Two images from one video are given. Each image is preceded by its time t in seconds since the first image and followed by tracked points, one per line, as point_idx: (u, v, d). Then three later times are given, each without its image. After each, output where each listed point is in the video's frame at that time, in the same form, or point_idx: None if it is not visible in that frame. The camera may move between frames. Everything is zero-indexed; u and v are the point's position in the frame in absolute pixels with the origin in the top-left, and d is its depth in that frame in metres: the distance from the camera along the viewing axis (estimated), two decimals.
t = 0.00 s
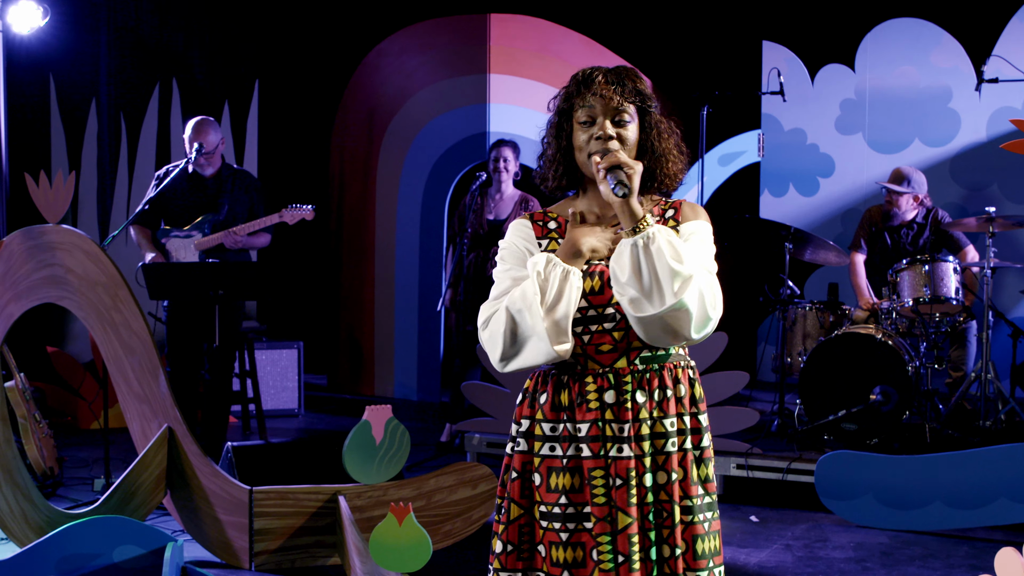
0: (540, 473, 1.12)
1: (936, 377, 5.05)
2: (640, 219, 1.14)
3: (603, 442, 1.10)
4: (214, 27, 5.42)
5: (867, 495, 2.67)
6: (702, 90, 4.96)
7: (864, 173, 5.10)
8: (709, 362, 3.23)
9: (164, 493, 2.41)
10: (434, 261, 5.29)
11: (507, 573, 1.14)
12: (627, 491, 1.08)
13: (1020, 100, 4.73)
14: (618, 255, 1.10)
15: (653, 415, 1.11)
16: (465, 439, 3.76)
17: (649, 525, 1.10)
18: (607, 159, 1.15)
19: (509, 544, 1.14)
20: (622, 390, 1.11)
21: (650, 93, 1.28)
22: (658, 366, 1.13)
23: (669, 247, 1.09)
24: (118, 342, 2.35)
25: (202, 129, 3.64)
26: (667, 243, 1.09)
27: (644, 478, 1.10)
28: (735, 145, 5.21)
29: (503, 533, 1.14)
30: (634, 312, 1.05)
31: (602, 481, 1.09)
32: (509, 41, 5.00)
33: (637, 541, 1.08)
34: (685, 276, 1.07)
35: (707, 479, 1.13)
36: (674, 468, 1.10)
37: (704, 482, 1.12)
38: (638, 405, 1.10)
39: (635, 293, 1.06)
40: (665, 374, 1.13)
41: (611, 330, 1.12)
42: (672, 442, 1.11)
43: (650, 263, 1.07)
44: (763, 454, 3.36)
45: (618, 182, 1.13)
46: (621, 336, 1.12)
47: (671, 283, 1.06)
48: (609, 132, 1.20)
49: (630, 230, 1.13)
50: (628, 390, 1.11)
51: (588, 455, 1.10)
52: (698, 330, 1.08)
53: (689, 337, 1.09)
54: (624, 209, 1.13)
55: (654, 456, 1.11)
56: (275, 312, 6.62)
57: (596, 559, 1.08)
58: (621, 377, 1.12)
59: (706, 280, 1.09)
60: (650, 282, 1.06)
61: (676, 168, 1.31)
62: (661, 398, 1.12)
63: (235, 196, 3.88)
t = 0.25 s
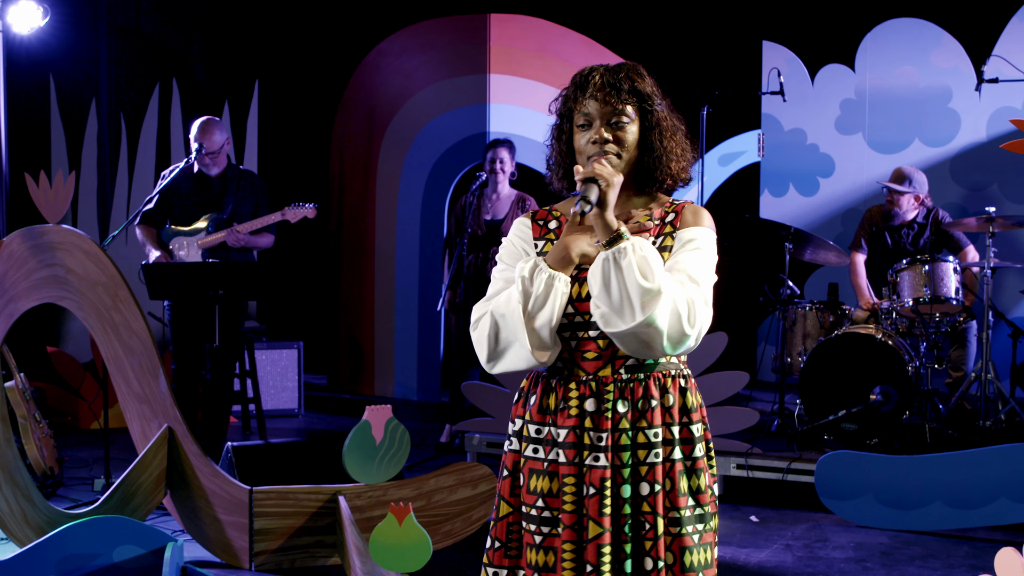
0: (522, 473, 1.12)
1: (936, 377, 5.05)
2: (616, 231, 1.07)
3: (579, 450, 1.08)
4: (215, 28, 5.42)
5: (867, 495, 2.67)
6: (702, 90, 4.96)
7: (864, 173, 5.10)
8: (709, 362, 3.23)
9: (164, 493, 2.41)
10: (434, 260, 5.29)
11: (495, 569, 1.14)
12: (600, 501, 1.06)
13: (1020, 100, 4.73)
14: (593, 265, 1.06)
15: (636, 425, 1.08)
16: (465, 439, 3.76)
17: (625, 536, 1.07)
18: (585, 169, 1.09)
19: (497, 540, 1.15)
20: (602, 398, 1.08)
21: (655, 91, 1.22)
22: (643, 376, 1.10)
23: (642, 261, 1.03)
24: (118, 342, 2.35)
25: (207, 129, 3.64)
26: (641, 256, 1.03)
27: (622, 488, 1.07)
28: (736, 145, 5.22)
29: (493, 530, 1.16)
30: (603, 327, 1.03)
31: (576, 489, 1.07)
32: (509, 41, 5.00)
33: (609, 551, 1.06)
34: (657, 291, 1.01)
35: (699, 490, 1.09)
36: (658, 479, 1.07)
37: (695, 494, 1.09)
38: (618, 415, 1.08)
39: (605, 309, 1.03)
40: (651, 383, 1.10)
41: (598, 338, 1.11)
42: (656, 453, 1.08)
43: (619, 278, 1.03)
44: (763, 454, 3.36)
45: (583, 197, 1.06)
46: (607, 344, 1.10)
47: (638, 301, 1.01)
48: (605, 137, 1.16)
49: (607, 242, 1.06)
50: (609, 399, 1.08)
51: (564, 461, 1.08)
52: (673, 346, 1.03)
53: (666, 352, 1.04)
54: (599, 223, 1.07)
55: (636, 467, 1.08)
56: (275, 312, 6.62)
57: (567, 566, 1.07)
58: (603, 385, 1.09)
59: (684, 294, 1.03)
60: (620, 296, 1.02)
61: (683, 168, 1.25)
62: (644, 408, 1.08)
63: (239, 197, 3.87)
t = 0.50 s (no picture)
0: (513, 472, 1.12)
1: (935, 377, 5.05)
2: (600, 237, 1.05)
3: (565, 454, 1.07)
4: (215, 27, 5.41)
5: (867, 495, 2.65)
6: (702, 90, 4.96)
7: (864, 173, 5.10)
8: (709, 363, 3.23)
9: (164, 493, 2.41)
10: (434, 260, 5.29)
11: (491, 564, 1.16)
12: (584, 507, 1.05)
13: (1020, 100, 4.73)
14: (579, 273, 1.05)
15: (625, 431, 1.07)
16: (464, 439, 3.75)
17: (611, 542, 1.05)
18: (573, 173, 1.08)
19: (493, 536, 1.16)
20: (591, 404, 1.08)
21: (655, 89, 1.20)
22: (634, 382, 1.08)
23: (624, 270, 1.01)
24: (118, 342, 2.35)
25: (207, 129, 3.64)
26: (624, 265, 1.02)
27: (609, 494, 1.06)
28: (736, 145, 5.22)
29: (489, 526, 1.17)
30: (586, 335, 1.02)
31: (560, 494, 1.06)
32: (509, 41, 4.99)
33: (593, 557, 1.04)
34: (638, 300, 0.99)
35: (693, 495, 1.08)
36: (647, 486, 1.06)
37: (688, 499, 1.07)
38: (606, 420, 1.07)
39: (587, 317, 1.02)
40: (642, 389, 1.08)
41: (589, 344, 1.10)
42: (646, 459, 1.06)
43: (600, 287, 1.01)
44: (763, 454, 3.37)
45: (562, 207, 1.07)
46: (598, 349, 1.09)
47: (618, 310, 0.99)
48: (600, 134, 1.16)
49: (591, 248, 1.05)
50: (598, 405, 1.07)
51: (550, 465, 1.08)
52: (657, 355, 1.01)
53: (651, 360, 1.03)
54: (583, 228, 1.06)
55: (625, 473, 1.06)
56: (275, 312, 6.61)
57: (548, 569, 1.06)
58: (593, 390, 1.08)
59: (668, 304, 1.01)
60: (601, 305, 1.01)
61: (682, 168, 1.22)
62: (634, 414, 1.07)
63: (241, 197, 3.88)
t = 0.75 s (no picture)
0: (510, 475, 1.12)
1: (935, 377, 5.05)
2: (598, 247, 1.04)
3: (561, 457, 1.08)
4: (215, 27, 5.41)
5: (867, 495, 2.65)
6: (702, 90, 4.96)
7: (864, 173, 5.10)
8: (709, 363, 3.23)
9: (164, 493, 2.41)
10: (434, 260, 5.30)
11: (491, 566, 1.16)
12: (581, 510, 1.05)
13: (1020, 100, 4.73)
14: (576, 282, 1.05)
15: (621, 434, 1.06)
16: (465, 439, 3.75)
17: (609, 546, 1.05)
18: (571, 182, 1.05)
19: (493, 538, 1.16)
20: (587, 407, 1.08)
21: (651, 91, 1.18)
22: (629, 386, 1.08)
23: (622, 281, 1.00)
24: (118, 342, 2.35)
25: (208, 129, 3.65)
26: (622, 276, 1.01)
27: (605, 497, 1.06)
28: (735, 145, 5.23)
29: (489, 528, 1.17)
30: (585, 345, 1.02)
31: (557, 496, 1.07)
32: (509, 41, 4.99)
33: (591, 559, 1.05)
34: (636, 312, 0.99)
35: (694, 497, 1.07)
36: (644, 489, 1.05)
37: (689, 501, 1.07)
38: (602, 424, 1.07)
39: (585, 327, 1.02)
40: (638, 393, 1.08)
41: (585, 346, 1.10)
42: (642, 462, 1.06)
43: (599, 298, 1.01)
44: (763, 454, 3.37)
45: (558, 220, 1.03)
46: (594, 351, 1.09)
47: (616, 323, 0.99)
48: (592, 135, 1.14)
49: (589, 258, 1.04)
50: (594, 408, 1.07)
51: (547, 468, 1.08)
52: (657, 365, 1.01)
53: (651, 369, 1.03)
54: (580, 239, 1.03)
55: (621, 476, 1.06)
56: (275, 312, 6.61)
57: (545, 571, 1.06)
58: (589, 394, 1.08)
59: (666, 313, 1.01)
60: (599, 316, 1.01)
61: (675, 171, 1.19)
62: (630, 417, 1.06)
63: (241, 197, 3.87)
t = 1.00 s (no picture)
0: (506, 472, 1.13)
1: (936, 377, 5.05)
2: (579, 251, 1.01)
3: (552, 453, 1.07)
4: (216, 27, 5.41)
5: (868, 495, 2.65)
6: (702, 90, 4.96)
7: (864, 173, 5.10)
8: (709, 363, 3.23)
9: (164, 493, 2.41)
10: (434, 261, 5.30)
11: (493, 563, 1.16)
12: (569, 506, 1.05)
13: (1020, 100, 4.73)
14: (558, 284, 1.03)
15: (609, 431, 1.05)
16: (465, 439, 3.75)
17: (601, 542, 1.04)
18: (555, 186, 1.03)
19: (495, 535, 1.17)
20: (575, 404, 1.07)
21: (644, 91, 1.16)
22: (618, 382, 1.07)
23: (603, 286, 0.98)
24: (118, 342, 2.35)
25: (211, 129, 3.68)
26: (603, 281, 0.98)
27: (594, 494, 1.05)
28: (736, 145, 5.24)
29: (493, 524, 1.18)
30: (565, 348, 1.01)
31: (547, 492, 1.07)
32: (509, 41, 4.99)
33: (581, 555, 1.05)
34: (616, 318, 0.97)
35: (694, 496, 1.05)
36: (632, 486, 1.04)
37: (688, 499, 1.05)
38: (590, 420, 1.06)
39: (566, 330, 1.00)
40: (627, 389, 1.06)
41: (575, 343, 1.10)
42: (630, 459, 1.04)
43: (579, 302, 0.99)
44: (763, 454, 3.37)
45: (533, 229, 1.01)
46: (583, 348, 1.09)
47: (595, 326, 0.97)
48: (581, 135, 1.14)
49: (572, 262, 1.01)
50: (581, 405, 1.07)
51: (539, 464, 1.08)
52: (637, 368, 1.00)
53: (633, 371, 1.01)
54: (562, 244, 1.01)
55: (610, 473, 1.05)
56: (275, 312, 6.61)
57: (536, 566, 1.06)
58: (578, 390, 1.08)
59: (648, 317, 0.99)
60: (579, 319, 0.99)
61: (666, 173, 1.17)
62: (618, 414, 1.05)
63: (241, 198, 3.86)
